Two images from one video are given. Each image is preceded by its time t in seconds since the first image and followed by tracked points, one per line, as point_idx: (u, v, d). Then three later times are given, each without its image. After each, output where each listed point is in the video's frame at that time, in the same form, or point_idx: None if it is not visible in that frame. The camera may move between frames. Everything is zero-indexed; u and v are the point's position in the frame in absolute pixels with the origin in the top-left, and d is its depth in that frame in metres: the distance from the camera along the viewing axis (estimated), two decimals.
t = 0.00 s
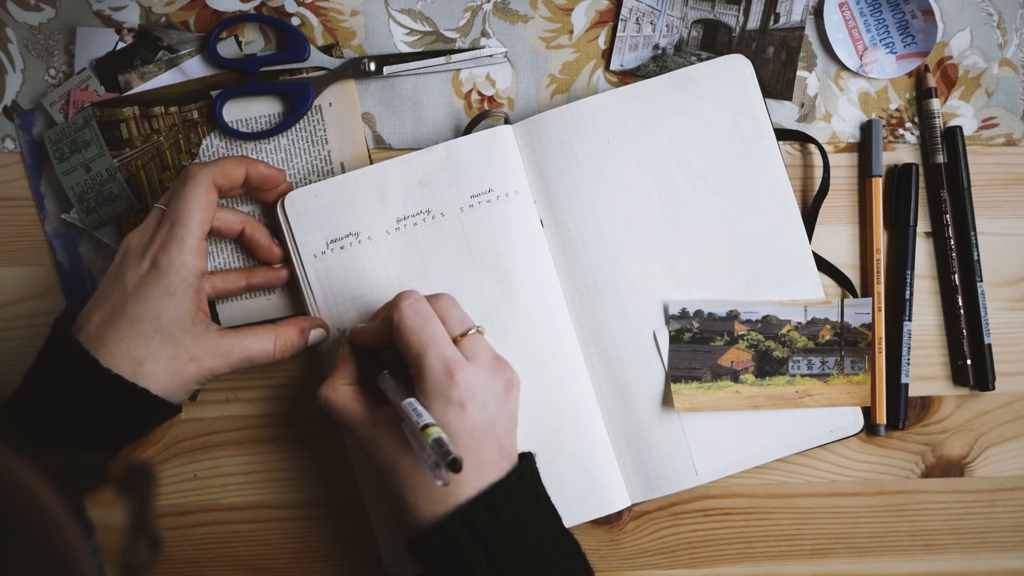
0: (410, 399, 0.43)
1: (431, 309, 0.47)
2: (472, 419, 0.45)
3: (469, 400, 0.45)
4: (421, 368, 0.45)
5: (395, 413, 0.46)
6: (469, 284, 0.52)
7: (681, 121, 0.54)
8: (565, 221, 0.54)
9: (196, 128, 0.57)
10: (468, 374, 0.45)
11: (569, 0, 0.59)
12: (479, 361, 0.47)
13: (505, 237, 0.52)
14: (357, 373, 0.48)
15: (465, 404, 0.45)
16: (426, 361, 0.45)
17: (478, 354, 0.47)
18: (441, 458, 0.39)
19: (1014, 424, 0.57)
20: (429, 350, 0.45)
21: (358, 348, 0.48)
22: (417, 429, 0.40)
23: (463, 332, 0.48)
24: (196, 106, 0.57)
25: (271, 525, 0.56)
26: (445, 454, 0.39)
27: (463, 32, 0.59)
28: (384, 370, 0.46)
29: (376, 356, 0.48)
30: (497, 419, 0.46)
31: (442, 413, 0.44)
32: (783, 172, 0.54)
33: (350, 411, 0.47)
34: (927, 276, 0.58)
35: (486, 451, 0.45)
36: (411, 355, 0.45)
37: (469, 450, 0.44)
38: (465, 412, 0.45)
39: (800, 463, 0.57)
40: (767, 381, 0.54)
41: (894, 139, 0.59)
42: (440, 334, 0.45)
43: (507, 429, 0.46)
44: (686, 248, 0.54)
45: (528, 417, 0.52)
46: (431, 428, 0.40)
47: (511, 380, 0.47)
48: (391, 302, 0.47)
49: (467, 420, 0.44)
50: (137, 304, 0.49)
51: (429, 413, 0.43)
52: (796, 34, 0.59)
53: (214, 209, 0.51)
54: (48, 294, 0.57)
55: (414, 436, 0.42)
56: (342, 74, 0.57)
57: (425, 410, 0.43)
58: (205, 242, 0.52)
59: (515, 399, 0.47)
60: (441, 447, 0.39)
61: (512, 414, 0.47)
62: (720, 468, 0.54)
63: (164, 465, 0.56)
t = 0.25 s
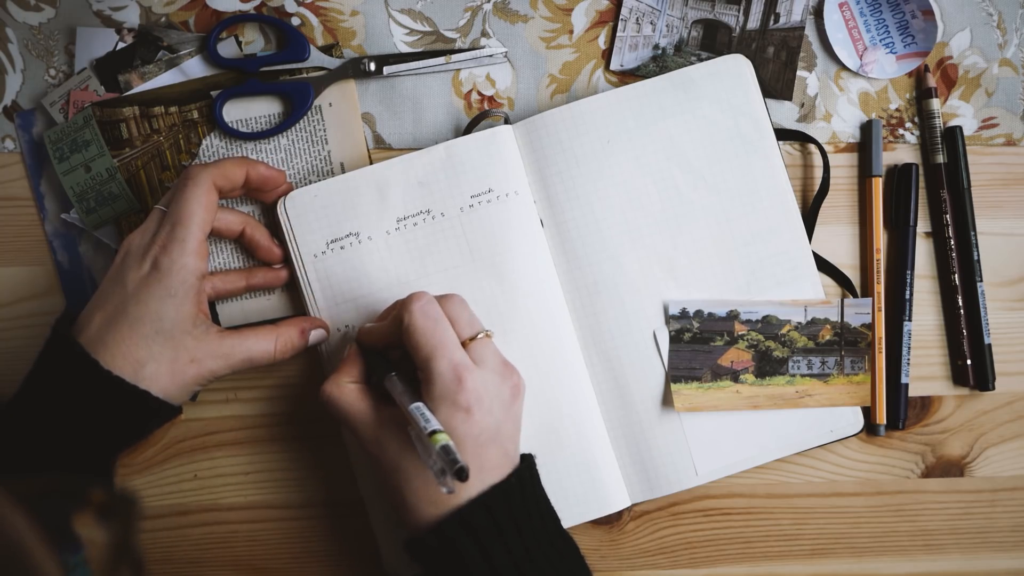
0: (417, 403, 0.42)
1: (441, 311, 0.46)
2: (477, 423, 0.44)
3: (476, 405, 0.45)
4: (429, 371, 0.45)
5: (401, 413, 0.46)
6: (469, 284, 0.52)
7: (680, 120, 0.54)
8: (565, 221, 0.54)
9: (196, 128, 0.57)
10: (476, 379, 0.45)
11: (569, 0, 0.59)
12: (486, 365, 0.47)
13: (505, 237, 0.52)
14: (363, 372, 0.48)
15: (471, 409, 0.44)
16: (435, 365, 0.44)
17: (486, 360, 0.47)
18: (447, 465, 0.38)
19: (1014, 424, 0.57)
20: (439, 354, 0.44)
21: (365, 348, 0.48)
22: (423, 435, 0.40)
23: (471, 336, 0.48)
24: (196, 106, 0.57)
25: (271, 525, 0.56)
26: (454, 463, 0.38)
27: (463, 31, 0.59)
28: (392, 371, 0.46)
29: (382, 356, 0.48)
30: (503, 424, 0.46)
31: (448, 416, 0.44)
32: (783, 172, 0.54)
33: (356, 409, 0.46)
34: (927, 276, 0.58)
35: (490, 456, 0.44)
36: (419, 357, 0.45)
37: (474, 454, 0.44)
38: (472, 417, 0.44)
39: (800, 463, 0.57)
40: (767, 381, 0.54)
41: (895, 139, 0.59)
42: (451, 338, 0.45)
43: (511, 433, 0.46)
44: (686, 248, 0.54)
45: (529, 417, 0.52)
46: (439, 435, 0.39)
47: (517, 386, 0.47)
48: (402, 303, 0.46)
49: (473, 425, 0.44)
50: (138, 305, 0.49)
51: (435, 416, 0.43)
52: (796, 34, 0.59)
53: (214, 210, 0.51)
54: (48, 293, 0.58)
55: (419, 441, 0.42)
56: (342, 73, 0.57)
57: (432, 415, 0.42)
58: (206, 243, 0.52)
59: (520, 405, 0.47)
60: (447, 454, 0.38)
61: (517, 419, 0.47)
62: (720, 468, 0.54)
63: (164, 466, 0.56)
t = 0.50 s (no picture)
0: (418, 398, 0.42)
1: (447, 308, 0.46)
2: (479, 422, 0.44)
3: (479, 403, 0.44)
4: (433, 368, 0.45)
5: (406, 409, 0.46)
6: (469, 284, 0.52)
7: (680, 120, 0.54)
8: (565, 221, 0.54)
9: (196, 128, 0.57)
10: (480, 378, 0.45)
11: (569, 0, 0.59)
12: (491, 365, 0.47)
13: (504, 237, 0.52)
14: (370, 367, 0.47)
15: (474, 407, 0.44)
16: (438, 361, 0.44)
17: (491, 359, 0.47)
18: (444, 460, 0.38)
19: (1014, 424, 0.57)
20: (442, 350, 0.44)
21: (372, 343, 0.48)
22: (423, 429, 0.40)
23: (477, 335, 0.48)
24: (196, 106, 0.57)
25: (271, 525, 0.56)
26: (450, 458, 0.38)
27: (463, 31, 0.59)
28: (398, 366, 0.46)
29: (389, 352, 0.48)
30: (505, 424, 0.46)
31: (449, 413, 0.44)
32: (783, 172, 0.54)
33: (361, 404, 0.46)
34: (927, 276, 0.58)
35: (490, 456, 0.44)
36: (423, 353, 0.45)
37: (474, 453, 0.44)
38: (474, 415, 0.44)
39: (800, 463, 0.57)
40: (767, 381, 0.54)
41: (895, 139, 0.59)
42: (454, 334, 0.45)
43: (513, 435, 0.46)
44: (686, 248, 0.54)
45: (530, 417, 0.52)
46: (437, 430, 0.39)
47: (521, 389, 0.47)
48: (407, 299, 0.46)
49: (475, 424, 0.44)
50: (141, 308, 0.49)
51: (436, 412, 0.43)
52: (796, 34, 0.59)
53: (216, 212, 0.51)
54: (48, 293, 0.57)
55: (419, 435, 0.42)
56: (342, 73, 0.57)
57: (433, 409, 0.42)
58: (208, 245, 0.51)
59: (524, 407, 0.47)
60: (446, 450, 0.38)
61: (520, 421, 0.47)
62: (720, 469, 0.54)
63: (164, 466, 0.56)
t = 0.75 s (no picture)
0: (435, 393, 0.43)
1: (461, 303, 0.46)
2: (495, 415, 0.44)
3: (495, 396, 0.45)
4: (449, 361, 0.45)
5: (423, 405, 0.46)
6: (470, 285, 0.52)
7: (680, 120, 0.54)
8: (565, 221, 0.54)
9: (196, 128, 0.57)
10: (495, 370, 0.45)
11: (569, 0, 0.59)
12: (506, 358, 0.47)
13: (504, 238, 0.52)
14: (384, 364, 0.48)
15: (490, 399, 0.44)
16: (454, 354, 0.45)
17: (506, 352, 0.47)
18: (462, 455, 0.38)
19: (1014, 424, 0.57)
20: (457, 343, 0.45)
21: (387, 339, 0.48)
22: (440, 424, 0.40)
23: (493, 329, 0.48)
24: (196, 106, 0.57)
25: (272, 525, 0.56)
26: (468, 452, 0.38)
27: (463, 31, 0.59)
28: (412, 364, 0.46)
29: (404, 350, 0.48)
30: (522, 417, 0.46)
31: (466, 407, 0.44)
32: (783, 172, 0.54)
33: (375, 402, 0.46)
34: (927, 276, 0.58)
35: (508, 449, 0.44)
36: (437, 348, 0.45)
37: (492, 447, 0.44)
38: (490, 408, 0.44)
39: (800, 463, 0.57)
40: (767, 381, 0.54)
41: (895, 139, 0.59)
42: (469, 329, 0.45)
43: (530, 426, 0.46)
44: (686, 247, 0.54)
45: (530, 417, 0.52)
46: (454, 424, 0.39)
47: (536, 381, 0.47)
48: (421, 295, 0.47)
49: (491, 417, 0.44)
50: (143, 311, 0.49)
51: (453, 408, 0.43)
52: (796, 34, 0.59)
53: (218, 214, 0.51)
54: (48, 293, 0.57)
55: (437, 430, 0.42)
56: (341, 73, 0.57)
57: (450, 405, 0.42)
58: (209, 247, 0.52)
59: (539, 400, 0.47)
60: (464, 444, 0.39)
61: (535, 413, 0.47)
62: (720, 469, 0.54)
63: (164, 466, 0.56)
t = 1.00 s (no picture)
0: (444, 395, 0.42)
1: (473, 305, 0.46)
2: (502, 419, 0.44)
3: (504, 401, 0.44)
4: (459, 365, 0.44)
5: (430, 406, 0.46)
6: (470, 285, 0.52)
7: (680, 120, 0.54)
8: (565, 221, 0.54)
9: (196, 128, 0.57)
10: (505, 375, 0.45)
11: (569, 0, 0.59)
12: (517, 363, 0.46)
13: (504, 238, 0.52)
14: (394, 362, 0.47)
15: (498, 404, 0.44)
16: (465, 358, 0.44)
17: (517, 357, 0.47)
18: (469, 459, 0.38)
19: (1014, 424, 0.57)
20: (468, 347, 0.44)
21: (396, 336, 0.48)
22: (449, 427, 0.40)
23: (504, 333, 0.48)
24: (196, 106, 0.57)
25: (272, 525, 0.56)
26: (477, 457, 0.38)
27: (463, 31, 0.59)
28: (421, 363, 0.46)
29: (414, 347, 0.47)
30: (529, 422, 0.45)
31: (474, 411, 0.44)
32: (783, 172, 0.54)
33: (383, 399, 0.46)
34: (927, 276, 0.58)
35: (513, 454, 0.44)
36: (449, 350, 0.45)
37: (497, 452, 0.44)
38: (498, 413, 0.44)
39: (800, 463, 0.57)
40: (767, 381, 0.54)
41: (895, 139, 0.59)
42: (482, 332, 0.45)
43: (538, 433, 0.46)
44: (686, 247, 0.54)
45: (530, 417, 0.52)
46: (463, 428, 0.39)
47: (545, 387, 0.47)
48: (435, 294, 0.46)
49: (499, 422, 0.44)
50: (144, 312, 0.49)
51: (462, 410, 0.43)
52: (796, 34, 0.59)
53: (219, 215, 0.51)
54: (48, 293, 0.57)
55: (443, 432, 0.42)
56: (341, 73, 0.57)
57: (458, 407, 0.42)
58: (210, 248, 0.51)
59: (547, 406, 0.47)
60: (470, 449, 0.38)
61: (543, 419, 0.46)
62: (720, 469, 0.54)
63: (164, 466, 0.56)
